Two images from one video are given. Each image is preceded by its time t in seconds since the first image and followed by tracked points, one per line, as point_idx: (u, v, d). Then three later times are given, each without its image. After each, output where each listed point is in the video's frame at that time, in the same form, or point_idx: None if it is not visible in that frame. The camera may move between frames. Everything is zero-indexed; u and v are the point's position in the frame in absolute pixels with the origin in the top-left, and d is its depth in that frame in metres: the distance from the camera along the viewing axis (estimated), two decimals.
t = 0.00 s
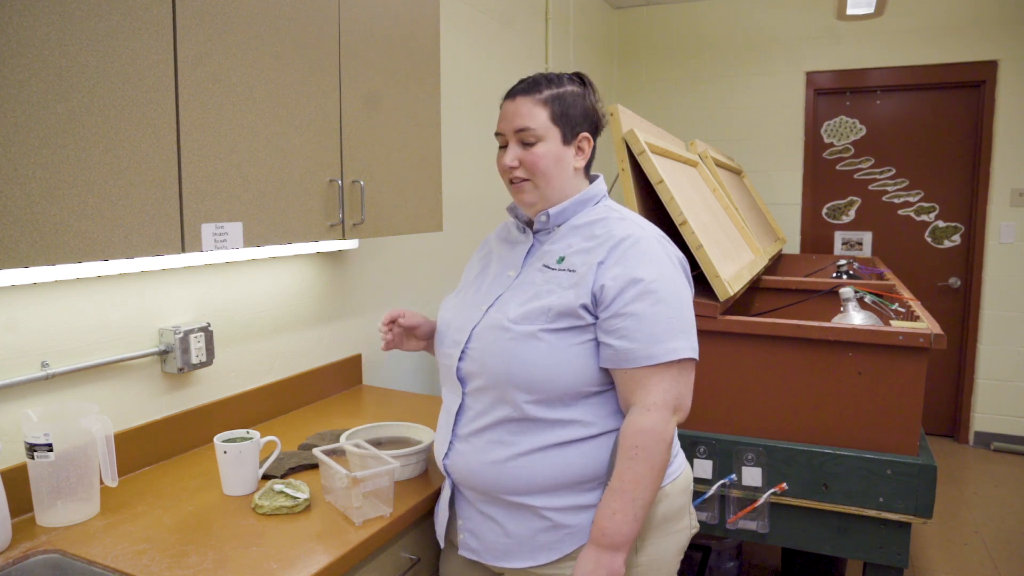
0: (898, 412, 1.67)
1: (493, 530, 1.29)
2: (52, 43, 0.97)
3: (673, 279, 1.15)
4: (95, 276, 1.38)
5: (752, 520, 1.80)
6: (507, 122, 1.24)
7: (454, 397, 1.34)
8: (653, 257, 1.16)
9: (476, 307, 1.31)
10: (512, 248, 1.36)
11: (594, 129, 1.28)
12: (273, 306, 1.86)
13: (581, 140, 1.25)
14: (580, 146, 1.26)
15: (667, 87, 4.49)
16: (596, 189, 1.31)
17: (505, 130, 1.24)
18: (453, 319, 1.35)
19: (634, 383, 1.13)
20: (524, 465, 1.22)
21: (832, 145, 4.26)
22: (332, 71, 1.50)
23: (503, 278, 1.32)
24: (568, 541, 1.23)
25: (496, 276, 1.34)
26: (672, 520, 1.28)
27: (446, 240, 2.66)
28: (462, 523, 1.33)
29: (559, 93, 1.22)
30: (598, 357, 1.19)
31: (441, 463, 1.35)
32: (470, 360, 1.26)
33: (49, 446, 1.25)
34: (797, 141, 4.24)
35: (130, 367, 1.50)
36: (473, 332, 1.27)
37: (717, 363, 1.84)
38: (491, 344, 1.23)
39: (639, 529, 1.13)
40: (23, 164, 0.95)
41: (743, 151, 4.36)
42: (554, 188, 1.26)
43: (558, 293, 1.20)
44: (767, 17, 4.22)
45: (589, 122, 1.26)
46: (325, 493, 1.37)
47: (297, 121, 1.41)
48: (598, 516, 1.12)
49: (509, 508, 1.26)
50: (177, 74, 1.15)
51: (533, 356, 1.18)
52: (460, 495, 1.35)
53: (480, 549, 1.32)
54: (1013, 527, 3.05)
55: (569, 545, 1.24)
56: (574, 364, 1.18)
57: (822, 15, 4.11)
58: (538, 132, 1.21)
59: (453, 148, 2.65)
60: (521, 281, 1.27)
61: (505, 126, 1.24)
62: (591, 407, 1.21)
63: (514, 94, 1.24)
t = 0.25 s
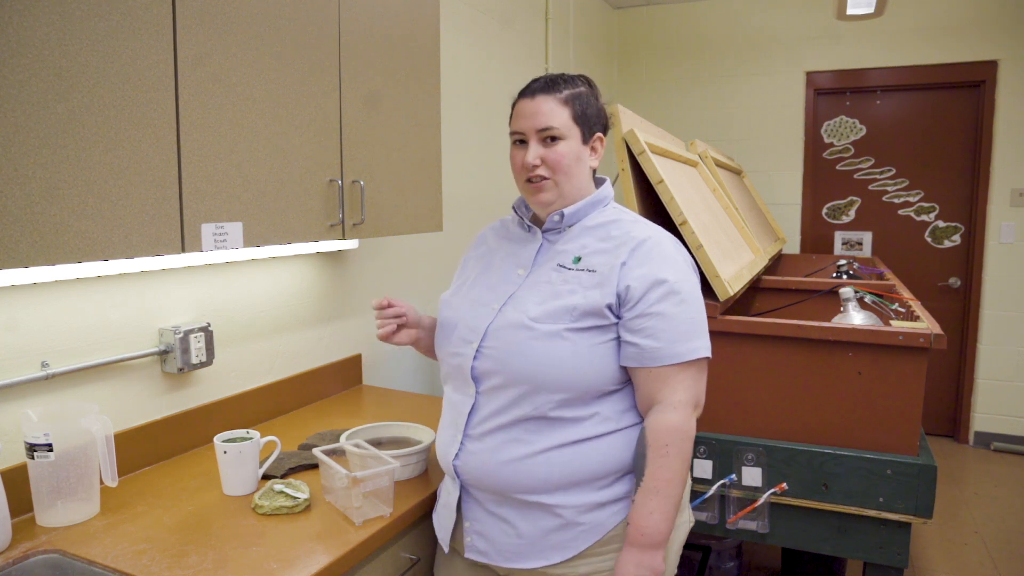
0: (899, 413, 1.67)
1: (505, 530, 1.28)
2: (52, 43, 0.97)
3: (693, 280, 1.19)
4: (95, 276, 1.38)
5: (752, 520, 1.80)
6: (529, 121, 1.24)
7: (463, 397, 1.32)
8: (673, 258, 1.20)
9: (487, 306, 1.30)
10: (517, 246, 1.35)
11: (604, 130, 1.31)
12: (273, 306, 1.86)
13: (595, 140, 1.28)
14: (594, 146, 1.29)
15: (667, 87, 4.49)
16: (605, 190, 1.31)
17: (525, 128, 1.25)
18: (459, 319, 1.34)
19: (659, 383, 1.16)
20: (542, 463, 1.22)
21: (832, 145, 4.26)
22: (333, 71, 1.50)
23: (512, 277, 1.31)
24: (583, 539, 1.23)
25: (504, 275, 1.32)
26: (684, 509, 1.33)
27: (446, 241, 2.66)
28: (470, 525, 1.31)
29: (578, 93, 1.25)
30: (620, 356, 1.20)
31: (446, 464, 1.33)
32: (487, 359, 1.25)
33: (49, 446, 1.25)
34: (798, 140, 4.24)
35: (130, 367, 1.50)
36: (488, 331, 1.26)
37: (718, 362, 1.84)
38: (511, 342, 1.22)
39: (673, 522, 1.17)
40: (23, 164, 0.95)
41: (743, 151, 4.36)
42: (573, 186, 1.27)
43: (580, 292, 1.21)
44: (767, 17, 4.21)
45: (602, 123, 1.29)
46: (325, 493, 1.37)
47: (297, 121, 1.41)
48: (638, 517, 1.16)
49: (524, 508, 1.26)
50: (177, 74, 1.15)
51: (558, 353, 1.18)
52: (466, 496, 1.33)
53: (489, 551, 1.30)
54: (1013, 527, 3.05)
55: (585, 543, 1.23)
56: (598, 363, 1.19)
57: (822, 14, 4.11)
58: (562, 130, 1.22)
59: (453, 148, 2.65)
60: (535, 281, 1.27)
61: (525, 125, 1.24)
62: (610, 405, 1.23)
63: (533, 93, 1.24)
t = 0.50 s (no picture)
0: (899, 412, 1.67)
1: (512, 530, 1.27)
2: (51, 43, 0.97)
3: (699, 280, 1.21)
4: (95, 276, 1.38)
5: (752, 520, 1.80)
6: (533, 118, 1.24)
7: (467, 398, 1.31)
8: (680, 259, 1.21)
9: (493, 307, 1.29)
10: (520, 246, 1.34)
11: (606, 131, 1.32)
12: (272, 306, 1.86)
13: (598, 140, 1.29)
14: (597, 146, 1.29)
15: (667, 87, 4.49)
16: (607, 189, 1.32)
17: (529, 126, 1.25)
18: (462, 320, 1.33)
19: (673, 382, 1.18)
20: (554, 463, 1.21)
21: (832, 145, 4.26)
22: (332, 71, 1.50)
23: (516, 277, 1.30)
24: (590, 537, 1.23)
25: (507, 275, 1.31)
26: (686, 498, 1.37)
27: (446, 240, 2.66)
28: (476, 526, 1.30)
29: (582, 92, 1.26)
30: (630, 356, 1.21)
31: (450, 466, 1.31)
32: (497, 360, 1.24)
33: (49, 446, 1.25)
34: (797, 140, 4.24)
35: (130, 368, 1.50)
36: (497, 332, 1.25)
37: (718, 363, 1.83)
38: (522, 343, 1.22)
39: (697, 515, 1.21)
40: (22, 163, 0.95)
41: (743, 151, 4.36)
42: (576, 185, 1.27)
43: (591, 293, 1.21)
44: (767, 17, 4.22)
45: (604, 123, 1.30)
46: (325, 493, 1.37)
47: (297, 121, 1.41)
48: (667, 515, 1.19)
49: (532, 507, 1.25)
50: (177, 74, 1.15)
51: (571, 354, 1.18)
52: (471, 497, 1.31)
53: (496, 551, 1.29)
54: (1013, 527, 3.05)
55: (593, 540, 1.23)
56: (610, 363, 1.20)
57: (822, 14, 4.11)
58: (566, 127, 1.23)
59: (452, 148, 2.65)
60: (542, 282, 1.27)
61: (530, 121, 1.24)
62: (619, 404, 1.24)
63: (538, 91, 1.24)
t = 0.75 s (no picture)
0: (899, 413, 1.67)
1: (513, 530, 1.27)
2: (51, 43, 0.97)
3: (699, 281, 1.21)
4: (95, 276, 1.38)
5: (752, 520, 1.80)
6: (530, 120, 1.24)
7: (469, 399, 1.31)
8: (681, 260, 1.21)
9: (494, 308, 1.29)
10: (520, 247, 1.35)
11: (604, 129, 1.32)
12: (272, 306, 1.86)
13: (595, 138, 1.29)
14: (594, 145, 1.29)
15: (667, 87, 4.49)
16: (608, 188, 1.33)
17: (525, 128, 1.25)
18: (464, 321, 1.33)
19: (671, 382, 1.18)
20: (555, 464, 1.22)
21: (832, 145, 4.26)
22: (333, 71, 1.50)
23: (517, 278, 1.31)
24: (590, 537, 1.23)
25: (508, 276, 1.32)
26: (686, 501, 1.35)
27: (446, 240, 2.66)
28: (477, 525, 1.30)
29: (577, 92, 1.25)
30: (631, 357, 1.21)
31: (451, 465, 1.31)
32: (498, 361, 1.24)
33: (49, 446, 1.25)
34: (797, 140, 4.24)
35: (130, 367, 1.50)
36: (498, 333, 1.25)
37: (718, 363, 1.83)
38: (523, 344, 1.22)
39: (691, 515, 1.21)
40: (22, 163, 0.95)
41: (743, 151, 4.36)
42: (575, 185, 1.27)
43: (591, 294, 1.21)
44: (767, 17, 4.22)
45: (601, 121, 1.30)
46: (325, 493, 1.37)
47: (297, 121, 1.41)
48: (659, 515, 1.19)
49: (533, 507, 1.25)
50: (177, 74, 1.15)
51: (572, 356, 1.19)
52: (473, 497, 1.31)
53: (497, 550, 1.29)
54: (1013, 527, 3.05)
55: (594, 540, 1.23)
56: (610, 364, 1.20)
57: (822, 14, 4.11)
58: (562, 129, 1.23)
59: (453, 148, 2.65)
60: (543, 283, 1.27)
61: (526, 124, 1.24)
62: (619, 405, 1.24)
63: (532, 93, 1.25)
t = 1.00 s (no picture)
0: (900, 413, 1.67)
1: (510, 530, 1.27)
2: (51, 43, 0.97)
3: (697, 281, 1.20)
4: (95, 276, 1.38)
5: (752, 520, 1.80)
6: (528, 122, 1.24)
7: (468, 399, 1.32)
8: (679, 259, 1.20)
9: (492, 308, 1.29)
10: (521, 247, 1.35)
11: (603, 129, 1.32)
12: (272, 306, 1.86)
13: (594, 140, 1.29)
14: (593, 146, 1.29)
15: (667, 87, 4.49)
16: (609, 188, 1.33)
17: (524, 130, 1.25)
18: (463, 321, 1.33)
19: (664, 382, 1.17)
20: (551, 464, 1.21)
21: (832, 145, 4.26)
22: (333, 71, 1.50)
23: (516, 278, 1.31)
24: (588, 538, 1.23)
25: (508, 276, 1.32)
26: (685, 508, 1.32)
27: (446, 240, 2.66)
28: (476, 525, 1.31)
29: (576, 93, 1.25)
30: (627, 357, 1.21)
31: (452, 465, 1.32)
32: (495, 360, 1.25)
33: (49, 446, 1.25)
34: (798, 140, 4.24)
35: (130, 367, 1.50)
36: (495, 333, 1.25)
37: (718, 363, 1.83)
38: (519, 344, 1.22)
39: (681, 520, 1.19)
40: (23, 163, 0.95)
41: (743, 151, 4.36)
42: (574, 187, 1.27)
43: (587, 294, 1.21)
44: (767, 17, 4.21)
45: (600, 122, 1.29)
46: (325, 493, 1.37)
47: (297, 121, 1.41)
48: (644, 515, 1.17)
49: (530, 507, 1.25)
50: (177, 74, 1.15)
51: (568, 355, 1.18)
52: (472, 496, 1.32)
53: (496, 550, 1.29)
54: (1013, 527, 3.05)
55: (591, 541, 1.23)
56: (606, 364, 1.19)
57: (822, 14, 4.11)
58: (560, 131, 1.23)
59: (453, 148, 2.65)
60: (541, 283, 1.27)
61: (525, 126, 1.24)
62: (617, 405, 1.23)
63: (531, 94, 1.24)
